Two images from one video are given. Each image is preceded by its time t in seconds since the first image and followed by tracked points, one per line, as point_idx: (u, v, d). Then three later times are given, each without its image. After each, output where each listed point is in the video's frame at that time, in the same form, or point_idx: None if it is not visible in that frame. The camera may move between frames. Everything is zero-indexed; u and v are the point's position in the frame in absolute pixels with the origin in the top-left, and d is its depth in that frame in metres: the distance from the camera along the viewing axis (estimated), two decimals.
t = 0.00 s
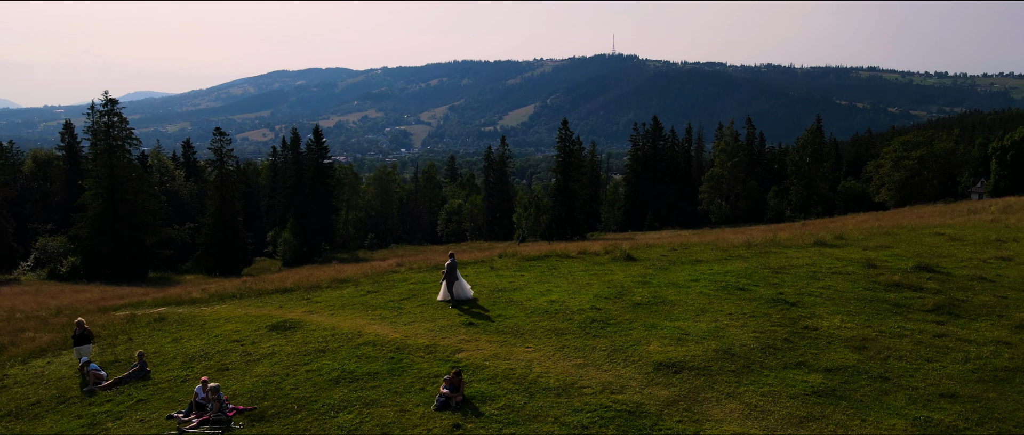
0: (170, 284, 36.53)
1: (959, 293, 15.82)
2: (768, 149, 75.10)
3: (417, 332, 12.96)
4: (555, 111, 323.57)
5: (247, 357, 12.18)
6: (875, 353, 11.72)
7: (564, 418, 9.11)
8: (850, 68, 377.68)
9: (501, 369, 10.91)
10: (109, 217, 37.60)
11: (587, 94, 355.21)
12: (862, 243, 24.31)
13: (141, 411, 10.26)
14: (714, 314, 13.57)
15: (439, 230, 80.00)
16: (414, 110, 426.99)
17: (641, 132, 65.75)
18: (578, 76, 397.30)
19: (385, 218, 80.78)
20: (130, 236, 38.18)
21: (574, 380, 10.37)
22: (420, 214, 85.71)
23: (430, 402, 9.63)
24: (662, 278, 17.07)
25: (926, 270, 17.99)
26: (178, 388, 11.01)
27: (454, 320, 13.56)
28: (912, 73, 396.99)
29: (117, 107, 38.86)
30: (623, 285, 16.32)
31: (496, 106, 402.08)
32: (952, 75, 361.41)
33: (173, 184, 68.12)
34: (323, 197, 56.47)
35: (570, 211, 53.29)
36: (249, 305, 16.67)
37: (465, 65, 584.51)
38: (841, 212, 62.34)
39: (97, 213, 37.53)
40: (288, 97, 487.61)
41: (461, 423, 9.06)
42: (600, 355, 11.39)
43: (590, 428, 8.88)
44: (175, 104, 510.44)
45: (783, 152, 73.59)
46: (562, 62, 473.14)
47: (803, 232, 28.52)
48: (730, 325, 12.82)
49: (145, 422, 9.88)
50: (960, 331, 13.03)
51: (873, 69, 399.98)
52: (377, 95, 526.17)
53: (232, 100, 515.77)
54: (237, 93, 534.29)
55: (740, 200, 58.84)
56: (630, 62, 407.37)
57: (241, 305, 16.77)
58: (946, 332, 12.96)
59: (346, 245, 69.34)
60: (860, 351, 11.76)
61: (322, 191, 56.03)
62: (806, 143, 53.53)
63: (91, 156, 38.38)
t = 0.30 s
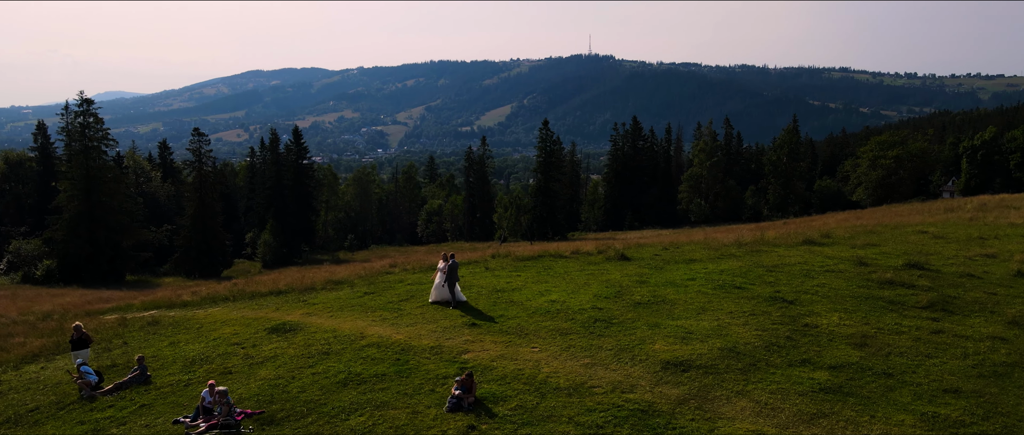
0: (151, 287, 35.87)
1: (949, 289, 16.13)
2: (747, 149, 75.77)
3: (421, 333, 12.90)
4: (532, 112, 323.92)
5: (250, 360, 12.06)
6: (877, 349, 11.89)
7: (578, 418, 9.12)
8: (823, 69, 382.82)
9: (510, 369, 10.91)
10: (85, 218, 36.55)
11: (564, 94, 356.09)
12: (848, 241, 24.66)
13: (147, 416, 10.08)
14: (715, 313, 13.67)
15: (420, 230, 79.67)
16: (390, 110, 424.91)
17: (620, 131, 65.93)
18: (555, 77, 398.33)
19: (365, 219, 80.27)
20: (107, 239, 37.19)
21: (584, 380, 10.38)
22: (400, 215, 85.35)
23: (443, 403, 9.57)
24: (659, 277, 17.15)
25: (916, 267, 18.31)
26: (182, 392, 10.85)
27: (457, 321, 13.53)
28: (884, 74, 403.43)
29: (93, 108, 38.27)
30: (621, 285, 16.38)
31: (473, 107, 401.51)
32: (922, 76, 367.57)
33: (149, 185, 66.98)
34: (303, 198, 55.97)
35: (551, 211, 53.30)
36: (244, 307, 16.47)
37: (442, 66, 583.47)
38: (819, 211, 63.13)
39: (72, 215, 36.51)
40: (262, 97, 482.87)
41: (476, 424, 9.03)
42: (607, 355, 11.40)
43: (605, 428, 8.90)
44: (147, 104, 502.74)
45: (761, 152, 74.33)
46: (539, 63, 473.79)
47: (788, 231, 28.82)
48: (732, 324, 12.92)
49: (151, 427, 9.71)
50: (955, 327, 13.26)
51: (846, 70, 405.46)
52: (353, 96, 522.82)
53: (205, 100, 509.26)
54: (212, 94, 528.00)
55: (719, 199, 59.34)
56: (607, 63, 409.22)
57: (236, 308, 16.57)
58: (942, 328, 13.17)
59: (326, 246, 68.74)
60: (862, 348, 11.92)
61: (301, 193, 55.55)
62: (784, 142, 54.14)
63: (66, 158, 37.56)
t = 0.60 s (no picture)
0: (131, 290, 35.27)
1: (939, 286, 16.41)
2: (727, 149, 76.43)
3: (424, 334, 12.85)
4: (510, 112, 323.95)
5: (253, 363, 11.92)
6: (877, 346, 12.06)
7: (591, 417, 9.14)
8: (796, 70, 387.42)
9: (519, 369, 10.90)
10: (60, 220, 35.69)
11: (541, 94, 356.57)
12: (835, 240, 24.98)
13: (152, 421, 9.91)
14: (716, 311, 13.76)
15: (400, 231, 79.29)
16: (366, 110, 422.57)
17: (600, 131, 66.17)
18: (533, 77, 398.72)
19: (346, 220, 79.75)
20: (83, 241, 36.39)
21: (593, 379, 10.40)
22: (381, 216, 84.91)
23: (455, 404, 9.53)
24: (655, 276, 17.23)
25: (905, 265, 18.61)
26: (187, 396, 10.69)
27: (459, 322, 13.49)
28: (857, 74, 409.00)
29: (68, 108, 37.17)
30: (619, 284, 16.45)
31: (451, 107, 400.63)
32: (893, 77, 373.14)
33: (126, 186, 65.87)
34: (283, 200, 55.44)
35: (533, 211, 53.29)
36: (239, 310, 16.28)
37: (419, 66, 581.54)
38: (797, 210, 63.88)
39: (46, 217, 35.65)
40: (237, 97, 477.58)
41: (490, 424, 9.01)
42: (614, 354, 11.43)
43: (620, 426, 8.92)
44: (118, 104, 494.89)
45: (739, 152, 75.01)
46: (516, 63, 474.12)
47: (772, 229, 29.11)
48: (733, 322, 13.03)
49: (158, 432, 9.56)
50: (950, 324, 13.49)
51: (820, 71, 410.70)
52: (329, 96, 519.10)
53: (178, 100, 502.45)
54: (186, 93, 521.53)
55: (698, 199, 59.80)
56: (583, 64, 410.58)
57: (231, 311, 16.38)
58: (938, 324, 13.39)
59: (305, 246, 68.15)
60: (862, 345, 12.08)
61: (281, 194, 55.01)
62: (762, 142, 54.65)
63: (40, 158, 36.55)
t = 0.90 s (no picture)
0: (111, 294, 34.67)
1: (931, 283, 16.68)
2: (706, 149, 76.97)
3: (427, 335, 12.79)
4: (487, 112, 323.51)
5: (256, 365, 11.79)
6: (878, 342, 12.21)
7: (606, 416, 9.16)
8: (770, 71, 391.35)
9: (527, 369, 10.90)
10: (35, 223, 34.86)
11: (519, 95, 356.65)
12: (823, 238, 25.24)
13: (158, 426, 9.74)
14: (716, 310, 13.87)
15: (380, 232, 78.83)
16: (342, 110, 419.44)
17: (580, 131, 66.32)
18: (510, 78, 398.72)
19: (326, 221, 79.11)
20: (60, 244, 35.59)
21: (603, 378, 10.44)
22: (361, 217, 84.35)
23: (468, 405, 9.50)
24: (651, 275, 17.31)
25: (895, 262, 18.87)
26: (191, 400, 10.54)
27: (462, 322, 13.45)
28: (830, 74, 414.06)
29: (43, 108, 36.30)
30: (616, 283, 16.52)
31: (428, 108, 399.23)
32: (864, 78, 378.23)
33: (101, 188, 64.73)
34: (262, 200, 54.87)
35: (514, 211, 53.25)
36: (234, 312, 16.08)
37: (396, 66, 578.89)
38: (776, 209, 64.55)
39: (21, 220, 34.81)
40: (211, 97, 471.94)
41: (505, 424, 9.00)
42: (621, 353, 11.46)
43: (634, 425, 8.96)
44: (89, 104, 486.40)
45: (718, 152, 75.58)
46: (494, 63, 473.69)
47: (758, 228, 29.32)
48: (733, 320, 13.14)
49: None
50: (945, 320, 13.71)
51: (793, 72, 415.38)
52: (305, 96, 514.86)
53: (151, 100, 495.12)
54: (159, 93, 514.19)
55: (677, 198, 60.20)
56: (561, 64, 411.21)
57: (225, 313, 16.18)
58: (934, 320, 13.61)
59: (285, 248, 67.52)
60: (863, 341, 12.25)
61: (260, 195, 54.45)
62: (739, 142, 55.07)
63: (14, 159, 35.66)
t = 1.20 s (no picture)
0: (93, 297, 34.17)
1: (924, 281, 16.94)
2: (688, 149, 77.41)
3: (433, 335, 12.76)
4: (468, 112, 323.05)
5: (262, 367, 11.68)
6: (881, 340, 12.36)
7: (622, 415, 9.20)
8: (748, 72, 394.42)
9: (538, 368, 10.92)
10: (13, 225, 34.19)
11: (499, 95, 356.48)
12: (812, 237, 25.52)
13: (166, 430, 9.64)
14: (718, 308, 13.96)
15: (364, 233, 78.37)
16: (321, 111, 416.46)
17: (563, 131, 66.43)
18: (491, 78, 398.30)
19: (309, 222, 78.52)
20: (39, 247, 34.95)
21: (615, 377, 10.48)
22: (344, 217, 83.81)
23: (483, 406, 9.50)
24: (650, 274, 17.41)
25: (888, 260, 19.12)
26: (200, 404, 10.43)
27: (467, 323, 13.43)
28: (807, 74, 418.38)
29: (20, 109, 35.60)
30: (616, 282, 16.59)
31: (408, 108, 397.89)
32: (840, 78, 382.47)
33: (80, 189, 63.71)
34: (245, 202, 54.35)
35: (498, 211, 53.20)
36: (233, 314, 15.93)
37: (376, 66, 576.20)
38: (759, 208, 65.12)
39: None
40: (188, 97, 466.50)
41: (522, 425, 9.00)
42: (629, 352, 11.51)
43: (651, 423, 9.01)
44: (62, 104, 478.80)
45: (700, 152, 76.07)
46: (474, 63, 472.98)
47: (746, 227, 29.55)
48: (737, 318, 13.24)
49: None
50: (943, 316, 13.93)
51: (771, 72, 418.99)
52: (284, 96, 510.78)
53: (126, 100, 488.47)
54: (134, 93, 507.40)
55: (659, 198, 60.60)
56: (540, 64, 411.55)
57: (223, 315, 16.02)
58: (932, 317, 13.81)
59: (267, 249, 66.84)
60: (865, 338, 12.41)
61: (242, 196, 53.91)
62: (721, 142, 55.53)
63: None
